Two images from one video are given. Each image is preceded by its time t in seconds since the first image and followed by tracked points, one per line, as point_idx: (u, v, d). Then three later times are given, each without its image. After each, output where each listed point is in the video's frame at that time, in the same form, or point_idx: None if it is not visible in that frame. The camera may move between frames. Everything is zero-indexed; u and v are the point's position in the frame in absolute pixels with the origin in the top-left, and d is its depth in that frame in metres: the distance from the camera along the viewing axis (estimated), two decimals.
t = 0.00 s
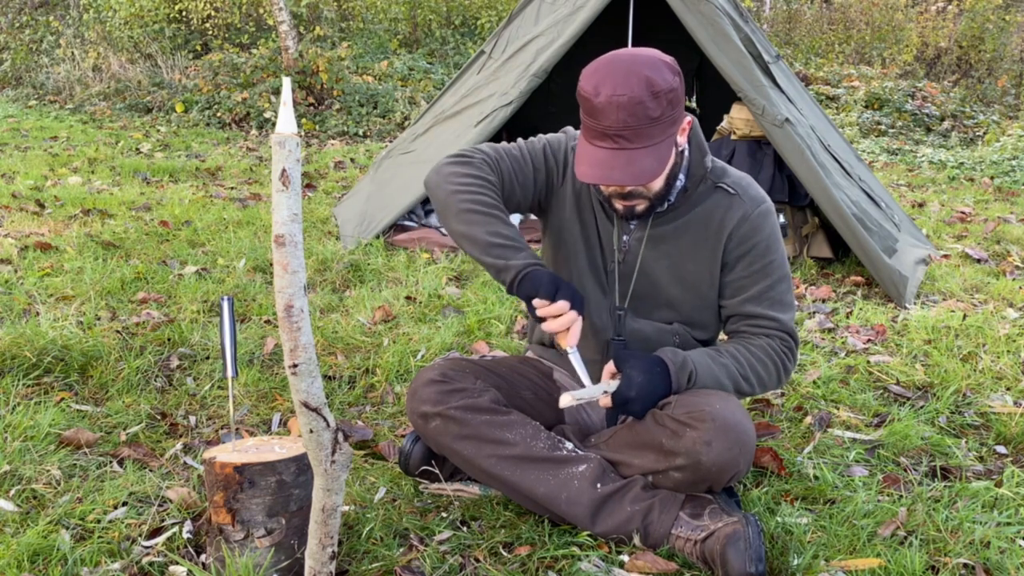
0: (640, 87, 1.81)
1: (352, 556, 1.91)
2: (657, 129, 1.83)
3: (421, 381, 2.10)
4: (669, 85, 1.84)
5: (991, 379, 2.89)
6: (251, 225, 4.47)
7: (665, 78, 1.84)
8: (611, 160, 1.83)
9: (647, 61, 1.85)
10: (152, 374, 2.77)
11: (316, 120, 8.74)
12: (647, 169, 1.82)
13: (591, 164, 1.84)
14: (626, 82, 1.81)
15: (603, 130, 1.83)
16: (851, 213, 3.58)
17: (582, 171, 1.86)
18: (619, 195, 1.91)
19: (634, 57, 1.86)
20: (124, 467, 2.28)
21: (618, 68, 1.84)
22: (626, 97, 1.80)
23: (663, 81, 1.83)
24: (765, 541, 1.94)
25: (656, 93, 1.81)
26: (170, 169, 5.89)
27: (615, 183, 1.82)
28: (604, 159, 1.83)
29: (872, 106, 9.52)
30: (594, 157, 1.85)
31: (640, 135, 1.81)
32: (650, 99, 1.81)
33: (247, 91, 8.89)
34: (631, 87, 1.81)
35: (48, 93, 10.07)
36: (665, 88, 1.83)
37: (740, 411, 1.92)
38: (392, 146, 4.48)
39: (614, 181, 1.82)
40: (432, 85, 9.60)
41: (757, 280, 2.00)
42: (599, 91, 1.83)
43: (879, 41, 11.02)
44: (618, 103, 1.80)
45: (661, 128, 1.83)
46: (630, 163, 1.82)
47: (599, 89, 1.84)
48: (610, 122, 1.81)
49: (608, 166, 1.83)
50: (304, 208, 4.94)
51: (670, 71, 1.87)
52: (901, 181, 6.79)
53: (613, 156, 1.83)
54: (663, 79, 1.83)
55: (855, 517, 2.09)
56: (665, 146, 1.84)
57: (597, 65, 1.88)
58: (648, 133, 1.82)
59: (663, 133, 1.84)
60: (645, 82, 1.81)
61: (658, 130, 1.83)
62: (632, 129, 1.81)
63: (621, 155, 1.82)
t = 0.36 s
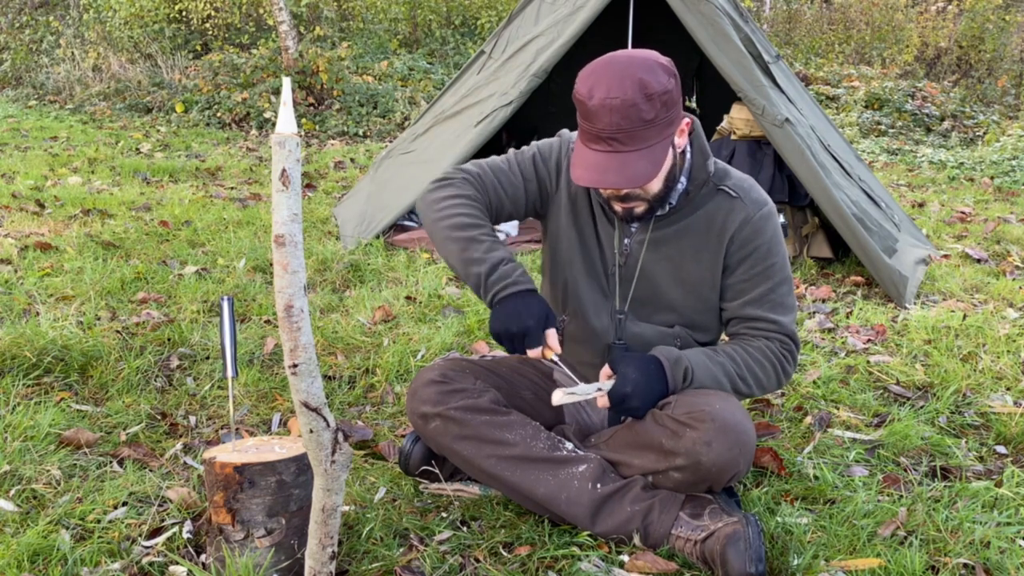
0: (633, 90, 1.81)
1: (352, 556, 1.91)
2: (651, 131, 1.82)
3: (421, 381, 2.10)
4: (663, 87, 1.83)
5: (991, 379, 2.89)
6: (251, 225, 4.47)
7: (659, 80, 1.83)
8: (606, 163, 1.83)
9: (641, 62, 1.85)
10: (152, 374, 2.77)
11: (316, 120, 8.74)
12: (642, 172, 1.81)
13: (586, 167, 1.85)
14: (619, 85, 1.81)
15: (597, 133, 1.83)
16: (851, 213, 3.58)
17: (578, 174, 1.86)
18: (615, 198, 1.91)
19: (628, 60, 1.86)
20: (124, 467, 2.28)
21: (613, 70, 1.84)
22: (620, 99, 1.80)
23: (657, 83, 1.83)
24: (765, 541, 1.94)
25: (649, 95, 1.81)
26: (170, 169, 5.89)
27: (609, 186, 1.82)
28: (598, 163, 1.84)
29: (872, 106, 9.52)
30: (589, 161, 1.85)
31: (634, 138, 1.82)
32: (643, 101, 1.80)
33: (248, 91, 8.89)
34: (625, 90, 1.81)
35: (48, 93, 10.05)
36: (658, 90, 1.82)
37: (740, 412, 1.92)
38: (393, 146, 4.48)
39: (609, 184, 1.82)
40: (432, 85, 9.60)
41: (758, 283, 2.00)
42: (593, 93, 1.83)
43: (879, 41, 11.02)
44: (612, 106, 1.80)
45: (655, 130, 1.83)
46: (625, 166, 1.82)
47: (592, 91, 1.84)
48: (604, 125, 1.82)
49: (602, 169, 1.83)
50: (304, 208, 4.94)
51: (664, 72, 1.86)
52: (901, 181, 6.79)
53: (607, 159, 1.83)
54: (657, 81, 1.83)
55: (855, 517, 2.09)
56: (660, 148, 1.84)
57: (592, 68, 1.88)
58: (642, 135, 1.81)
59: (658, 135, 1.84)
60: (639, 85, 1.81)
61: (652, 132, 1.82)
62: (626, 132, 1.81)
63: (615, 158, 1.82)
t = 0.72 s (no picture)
0: (617, 89, 1.81)
1: (352, 558, 1.91)
2: (634, 130, 1.83)
3: (421, 383, 2.11)
4: (647, 86, 1.83)
5: (991, 380, 2.89)
6: (251, 224, 4.46)
7: (642, 78, 1.83)
8: (589, 162, 1.83)
9: (624, 61, 1.84)
10: (152, 375, 2.77)
11: (316, 119, 8.73)
12: (625, 171, 1.82)
13: (569, 166, 1.85)
14: (603, 84, 1.81)
15: (581, 132, 1.83)
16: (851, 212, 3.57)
17: (561, 173, 1.86)
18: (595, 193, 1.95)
19: (610, 57, 1.85)
20: (124, 468, 2.28)
21: (595, 68, 1.83)
22: (603, 99, 1.80)
23: (640, 82, 1.83)
24: (765, 544, 1.94)
25: (632, 94, 1.81)
26: (170, 168, 5.89)
27: (593, 186, 1.83)
28: (582, 162, 1.84)
29: (872, 105, 9.51)
30: (572, 159, 1.85)
31: (617, 137, 1.82)
32: (627, 100, 1.81)
33: (247, 90, 8.88)
34: (608, 89, 1.81)
35: (48, 91, 10.03)
36: (641, 89, 1.82)
37: (740, 414, 1.94)
38: (392, 145, 4.47)
39: (592, 184, 1.82)
40: (432, 83, 9.59)
41: (751, 266, 2.01)
42: (577, 92, 1.83)
43: (879, 40, 11.01)
44: (596, 106, 1.80)
45: (639, 129, 1.83)
46: (608, 166, 1.82)
47: (576, 90, 1.83)
48: (588, 124, 1.81)
49: (586, 168, 1.83)
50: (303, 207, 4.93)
51: (647, 71, 1.86)
52: (901, 180, 6.78)
53: (591, 158, 1.83)
54: (640, 80, 1.83)
55: (855, 519, 2.09)
56: (643, 146, 1.85)
57: (573, 65, 1.87)
58: (625, 134, 1.82)
59: (641, 134, 1.84)
60: (622, 83, 1.81)
61: (635, 131, 1.83)
62: (610, 131, 1.81)
63: (600, 157, 1.82)
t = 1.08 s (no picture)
0: (613, 93, 1.80)
1: (352, 558, 1.91)
2: (630, 133, 1.83)
3: (421, 384, 2.11)
4: (642, 89, 1.83)
5: (991, 380, 2.89)
6: (251, 225, 4.46)
7: (638, 82, 1.83)
8: (585, 166, 1.83)
9: (621, 64, 1.84)
10: (152, 375, 2.77)
11: (316, 119, 8.72)
12: (621, 175, 1.82)
13: (565, 171, 1.85)
14: (598, 88, 1.81)
15: (578, 136, 1.83)
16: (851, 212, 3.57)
17: (557, 177, 1.86)
18: (593, 196, 1.95)
19: (605, 60, 1.85)
20: (124, 468, 2.28)
21: (591, 72, 1.83)
22: (599, 103, 1.80)
23: (636, 86, 1.82)
24: (765, 543, 1.94)
25: (628, 98, 1.81)
26: (170, 168, 5.89)
27: (590, 190, 1.83)
28: (578, 166, 1.84)
29: (872, 105, 9.51)
30: (568, 163, 1.85)
31: (613, 141, 1.82)
32: (623, 105, 1.80)
33: (248, 90, 8.88)
34: (605, 93, 1.80)
35: (48, 91, 10.01)
36: (637, 93, 1.82)
37: (740, 415, 1.94)
38: (392, 145, 4.47)
39: (589, 188, 1.82)
40: (432, 83, 9.60)
41: (749, 261, 2.00)
42: (573, 96, 1.83)
43: (879, 40, 11.05)
44: (592, 110, 1.80)
45: (635, 133, 1.83)
46: (605, 170, 1.82)
47: (572, 94, 1.83)
48: (584, 128, 1.82)
49: (583, 172, 1.83)
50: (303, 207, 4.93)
51: (643, 74, 1.86)
52: (901, 180, 6.78)
53: (588, 163, 1.83)
54: (636, 84, 1.83)
55: (855, 519, 2.09)
56: (639, 150, 1.85)
57: (568, 69, 1.87)
58: (621, 139, 1.82)
59: (637, 138, 1.84)
60: (618, 88, 1.81)
61: (631, 135, 1.83)
62: (606, 135, 1.81)
63: (596, 161, 1.83)
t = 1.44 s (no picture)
0: (611, 95, 1.80)
1: (352, 558, 1.91)
2: (629, 136, 1.83)
3: (421, 384, 2.11)
4: (640, 91, 1.83)
5: (991, 379, 2.89)
6: (251, 224, 4.46)
7: (636, 84, 1.83)
8: (584, 169, 1.83)
9: (619, 66, 1.84)
10: (152, 375, 2.77)
11: (316, 119, 8.72)
12: (621, 177, 1.83)
13: (565, 173, 1.85)
14: (597, 89, 1.81)
15: (576, 138, 1.83)
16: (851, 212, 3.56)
17: (557, 180, 1.87)
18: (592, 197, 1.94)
19: (604, 62, 1.85)
20: (124, 468, 2.28)
21: (589, 74, 1.83)
22: (598, 105, 1.80)
23: (634, 87, 1.82)
24: (765, 543, 1.94)
25: (627, 99, 1.81)
26: (170, 168, 5.88)
27: (589, 192, 1.83)
28: (577, 168, 1.84)
29: (872, 105, 9.51)
30: (568, 166, 1.85)
31: (612, 143, 1.82)
32: (621, 106, 1.80)
33: (248, 90, 8.88)
34: (603, 95, 1.80)
35: (48, 91, 10.01)
36: (636, 95, 1.82)
37: (740, 415, 1.94)
38: (392, 145, 4.47)
39: (588, 191, 1.82)
40: (432, 83, 9.60)
41: (745, 245, 1.98)
42: (571, 98, 1.83)
43: (879, 39, 11.06)
44: (591, 112, 1.80)
45: (633, 135, 1.84)
46: (604, 172, 1.82)
47: (570, 96, 1.83)
48: (583, 130, 1.82)
49: (582, 175, 1.83)
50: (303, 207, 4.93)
51: (641, 75, 1.86)
52: (901, 180, 6.78)
53: (587, 165, 1.83)
54: (634, 85, 1.83)
55: (855, 519, 2.09)
56: (638, 152, 1.85)
57: (566, 70, 1.87)
58: (620, 141, 1.82)
59: (635, 139, 1.84)
60: (616, 89, 1.81)
61: (630, 136, 1.83)
62: (605, 137, 1.81)
63: (595, 163, 1.83)
